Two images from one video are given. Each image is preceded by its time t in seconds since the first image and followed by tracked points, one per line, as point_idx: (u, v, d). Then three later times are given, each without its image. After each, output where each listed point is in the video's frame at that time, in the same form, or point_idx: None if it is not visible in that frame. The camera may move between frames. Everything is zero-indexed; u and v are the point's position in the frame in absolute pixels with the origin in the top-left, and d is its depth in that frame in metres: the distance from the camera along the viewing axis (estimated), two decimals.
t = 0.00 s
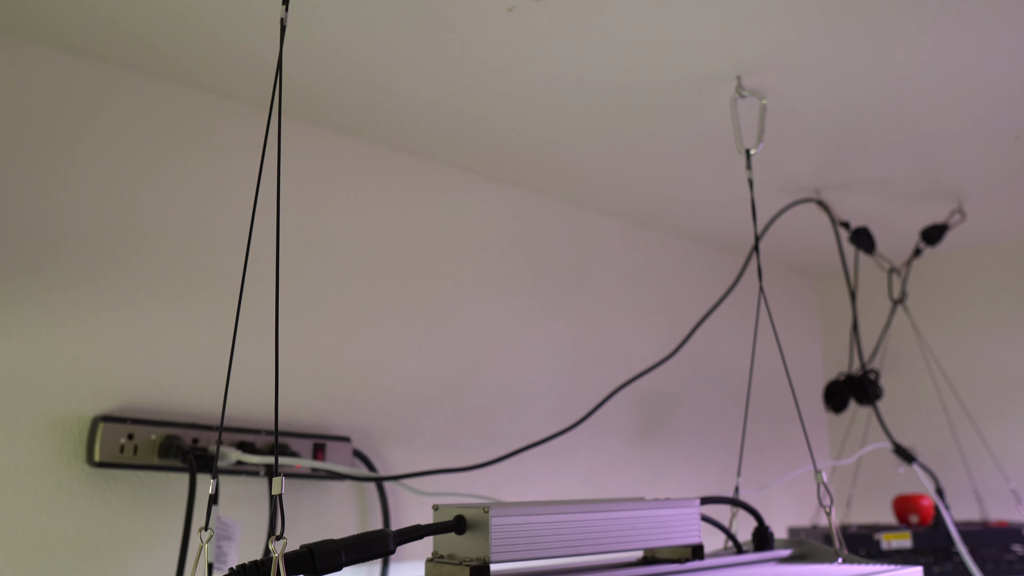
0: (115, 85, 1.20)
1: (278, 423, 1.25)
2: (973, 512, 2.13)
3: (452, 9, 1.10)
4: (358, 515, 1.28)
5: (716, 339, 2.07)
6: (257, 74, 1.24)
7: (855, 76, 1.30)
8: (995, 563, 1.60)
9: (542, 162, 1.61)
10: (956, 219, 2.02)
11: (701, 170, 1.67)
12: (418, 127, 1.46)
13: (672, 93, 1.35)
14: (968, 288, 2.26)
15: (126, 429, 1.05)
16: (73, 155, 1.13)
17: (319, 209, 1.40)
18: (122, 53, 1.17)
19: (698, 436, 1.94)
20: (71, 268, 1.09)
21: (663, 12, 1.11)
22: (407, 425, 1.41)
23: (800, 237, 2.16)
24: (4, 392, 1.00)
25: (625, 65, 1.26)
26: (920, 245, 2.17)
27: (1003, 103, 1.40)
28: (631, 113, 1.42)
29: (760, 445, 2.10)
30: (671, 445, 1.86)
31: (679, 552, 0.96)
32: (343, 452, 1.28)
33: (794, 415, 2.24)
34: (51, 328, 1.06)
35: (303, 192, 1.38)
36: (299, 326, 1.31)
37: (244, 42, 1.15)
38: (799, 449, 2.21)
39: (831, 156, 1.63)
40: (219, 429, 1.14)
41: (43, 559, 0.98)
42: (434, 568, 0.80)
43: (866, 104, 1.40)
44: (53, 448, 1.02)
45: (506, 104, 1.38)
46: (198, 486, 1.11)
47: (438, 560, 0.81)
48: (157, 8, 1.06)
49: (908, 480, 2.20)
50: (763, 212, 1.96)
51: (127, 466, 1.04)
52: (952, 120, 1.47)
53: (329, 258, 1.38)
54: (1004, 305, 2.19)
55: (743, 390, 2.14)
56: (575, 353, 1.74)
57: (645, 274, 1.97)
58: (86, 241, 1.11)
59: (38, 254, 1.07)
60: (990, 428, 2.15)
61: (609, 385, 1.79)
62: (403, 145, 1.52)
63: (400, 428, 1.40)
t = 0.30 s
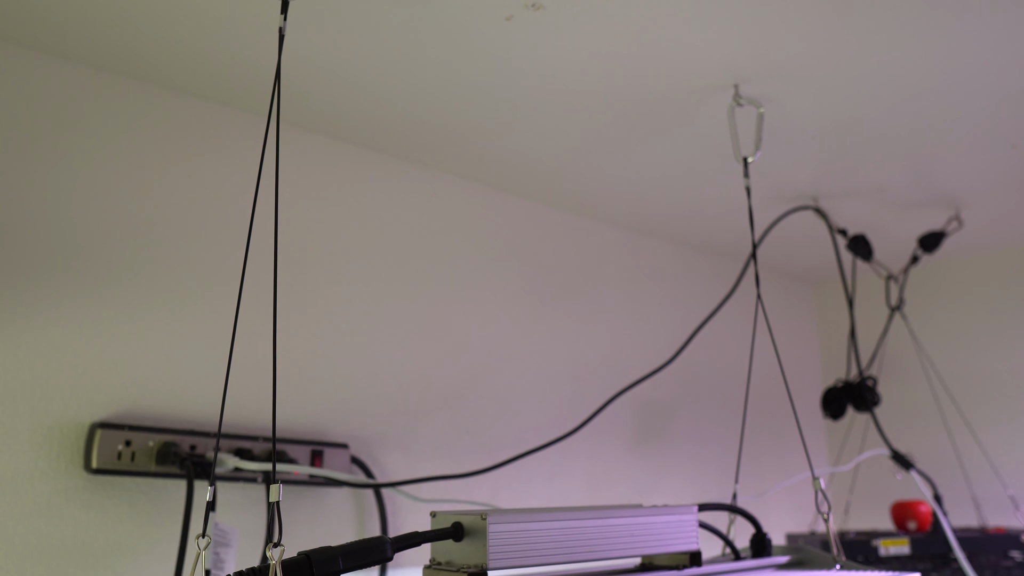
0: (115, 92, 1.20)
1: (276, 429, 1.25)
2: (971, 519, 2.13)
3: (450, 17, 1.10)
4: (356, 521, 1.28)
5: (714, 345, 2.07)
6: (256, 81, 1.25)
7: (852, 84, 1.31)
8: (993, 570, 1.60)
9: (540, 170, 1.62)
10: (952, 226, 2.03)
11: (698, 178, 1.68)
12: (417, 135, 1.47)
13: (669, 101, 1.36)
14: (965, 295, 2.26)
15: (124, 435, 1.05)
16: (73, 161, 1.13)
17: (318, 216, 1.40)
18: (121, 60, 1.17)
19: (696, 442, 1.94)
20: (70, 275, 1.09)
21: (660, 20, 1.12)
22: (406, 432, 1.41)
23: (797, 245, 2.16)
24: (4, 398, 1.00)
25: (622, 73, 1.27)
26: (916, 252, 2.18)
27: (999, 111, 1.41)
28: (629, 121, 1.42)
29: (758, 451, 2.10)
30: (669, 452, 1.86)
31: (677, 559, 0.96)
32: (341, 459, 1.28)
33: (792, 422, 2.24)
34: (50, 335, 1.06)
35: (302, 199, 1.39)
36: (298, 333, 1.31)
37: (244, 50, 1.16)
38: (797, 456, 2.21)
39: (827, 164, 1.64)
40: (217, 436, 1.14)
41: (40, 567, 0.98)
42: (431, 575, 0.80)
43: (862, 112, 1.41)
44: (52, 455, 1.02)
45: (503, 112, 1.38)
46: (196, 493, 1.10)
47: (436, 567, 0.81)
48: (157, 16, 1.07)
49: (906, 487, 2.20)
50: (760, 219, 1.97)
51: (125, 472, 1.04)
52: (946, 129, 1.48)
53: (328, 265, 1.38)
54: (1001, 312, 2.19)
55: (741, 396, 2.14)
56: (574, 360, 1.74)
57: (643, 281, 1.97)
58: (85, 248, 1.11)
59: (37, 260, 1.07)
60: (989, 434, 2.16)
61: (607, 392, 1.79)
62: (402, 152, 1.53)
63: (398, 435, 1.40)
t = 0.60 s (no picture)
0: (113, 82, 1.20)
1: (277, 420, 1.25)
2: (971, 509, 2.13)
3: (450, 8, 1.09)
4: (357, 511, 1.28)
5: (715, 336, 2.07)
6: (256, 72, 1.24)
7: (854, 75, 1.30)
8: (994, 559, 1.60)
9: (540, 161, 1.61)
10: (953, 218, 2.02)
11: (699, 168, 1.67)
12: (417, 126, 1.46)
13: (671, 91, 1.35)
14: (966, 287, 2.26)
15: (125, 425, 1.05)
16: (73, 151, 1.13)
17: (318, 206, 1.40)
18: (120, 50, 1.16)
19: (697, 433, 1.94)
20: (70, 265, 1.09)
21: (661, 10, 1.11)
22: (407, 422, 1.41)
23: (798, 236, 2.16)
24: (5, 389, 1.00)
25: (623, 64, 1.26)
26: (917, 243, 2.17)
27: (1003, 101, 1.40)
28: (630, 111, 1.42)
29: (758, 442, 2.10)
30: (670, 443, 1.86)
31: (677, 548, 0.97)
32: (342, 448, 1.28)
33: (793, 414, 2.24)
34: (50, 325, 1.06)
35: (302, 190, 1.38)
36: (298, 324, 1.31)
37: (243, 40, 1.15)
38: (797, 447, 2.22)
39: (829, 155, 1.63)
40: (217, 425, 1.14)
41: (42, 556, 0.98)
42: (432, 564, 0.80)
43: (865, 103, 1.40)
44: (53, 445, 1.02)
45: (503, 103, 1.38)
46: (197, 482, 1.11)
47: (436, 556, 0.80)
48: (156, 7, 1.06)
49: (907, 477, 2.20)
50: (761, 209, 1.96)
51: (126, 462, 1.04)
52: (948, 120, 1.47)
53: (328, 256, 1.38)
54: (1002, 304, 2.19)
55: (742, 387, 2.14)
56: (574, 350, 1.74)
57: (643, 272, 1.97)
58: (85, 238, 1.11)
59: (37, 252, 1.07)
60: (990, 425, 2.16)
61: (608, 383, 1.79)
62: (402, 143, 1.52)
63: (399, 425, 1.40)
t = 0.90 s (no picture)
0: (109, 57, 1.18)
1: (278, 398, 1.25)
2: (970, 488, 2.14)
3: None
4: (358, 488, 1.29)
5: (715, 315, 2.06)
6: (254, 48, 1.22)
7: (861, 52, 1.28)
8: (993, 538, 1.61)
9: (541, 138, 1.60)
10: (956, 196, 2.01)
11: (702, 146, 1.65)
12: (416, 103, 1.44)
13: (674, 68, 1.33)
14: (968, 266, 2.25)
15: (126, 403, 1.05)
16: (69, 127, 1.12)
17: (318, 183, 1.38)
18: (115, 24, 1.15)
19: (697, 412, 1.94)
20: (68, 243, 1.08)
21: None
22: (408, 400, 1.41)
23: (800, 214, 2.15)
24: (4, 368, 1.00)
25: (625, 41, 1.24)
26: (920, 222, 2.16)
27: (1009, 79, 1.38)
28: (632, 88, 1.40)
29: (759, 421, 2.10)
30: (670, 422, 1.86)
31: (678, 525, 0.97)
32: (343, 426, 1.28)
33: (794, 393, 2.24)
34: (49, 303, 1.05)
35: (302, 167, 1.37)
36: (298, 302, 1.30)
37: (241, 16, 1.13)
38: (797, 425, 2.22)
39: (833, 133, 1.61)
40: (218, 403, 1.14)
41: (44, 534, 0.99)
42: (433, 540, 0.81)
43: (871, 81, 1.38)
44: (54, 423, 1.02)
45: (503, 80, 1.36)
46: (198, 460, 1.11)
47: (437, 532, 0.81)
48: None
49: (906, 455, 2.21)
50: (763, 188, 1.95)
51: (127, 440, 1.04)
52: (954, 98, 1.45)
53: (328, 233, 1.37)
54: (1004, 283, 2.18)
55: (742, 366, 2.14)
56: (575, 328, 1.74)
57: (645, 251, 1.96)
58: (83, 215, 1.10)
59: (34, 229, 1.06)
60: (989, 404, 2.16)
61: (608, 362, 1.79)
62: (401, 119, 1.50)
63: (400, 403, 1.40)
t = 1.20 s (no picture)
0: (105, 37, 1.17)
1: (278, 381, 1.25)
2: (970, 472, 2.14)
3: None
4: (359, 471, 1.29)
5: (715, 299, 2.06)
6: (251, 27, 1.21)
7: (864, 34, 1.27)
8: (992, 521, 1.62)
9: (541, 120, 1.58)
10: (958, 180, 2.00)
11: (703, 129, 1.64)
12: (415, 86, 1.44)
13: (675, 51, 1.32)
14: (968, 251, 2.25)
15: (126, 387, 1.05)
16: (67, 109, 1.10)
17: (316, 166, 1.37)
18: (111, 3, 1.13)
19: (698, 396, 1.94)
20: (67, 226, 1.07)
21: None
22: (408, 384, 1.41)
23: (800, 198, 2.14)
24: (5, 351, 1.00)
25: (625, 23, 1.22)
26: (920, 206, 2.15)
27: (1013, 62, 1.37)
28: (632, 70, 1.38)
29: (759, 404, 2.10)
30: (671, 405, 1.86)
31: (678, 508, 0.98)
32: (343, 410, 1.28)
33: (794, 377, 2.25)
34: (50, 287, 1.05)
35: (300, 150, 1.36)
36: (298, 286, 1.30)
37: None
38: (797, 409, 2.22)
39: (835, 116, 1.60)
40: (218, 387, 1.14)
41: (45, 517, 0.99)
42: (434, 522, 0.81)
43: (874, 63, 1.37)
44: (55, 407, 1.02)
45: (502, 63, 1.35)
46: (199, 443, 1.11)
47: (438, 514, 0.81)
48: None
49: (907, 439, 2.21)
50: (764, 170, 1.93)
51: (128, 423, 1.04)
52: (956, 81, 1.44)
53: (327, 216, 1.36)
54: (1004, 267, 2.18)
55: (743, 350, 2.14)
56: (575, 312, 1.73)
57: (645, 235, 1.95)
58: (82, 198, 1.09)
59: (33, 212, 1.05)
60: (990, 388, 2.16)
61: (608, 345, 1.79)
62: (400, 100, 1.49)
63: (400, 387, 1.39)
